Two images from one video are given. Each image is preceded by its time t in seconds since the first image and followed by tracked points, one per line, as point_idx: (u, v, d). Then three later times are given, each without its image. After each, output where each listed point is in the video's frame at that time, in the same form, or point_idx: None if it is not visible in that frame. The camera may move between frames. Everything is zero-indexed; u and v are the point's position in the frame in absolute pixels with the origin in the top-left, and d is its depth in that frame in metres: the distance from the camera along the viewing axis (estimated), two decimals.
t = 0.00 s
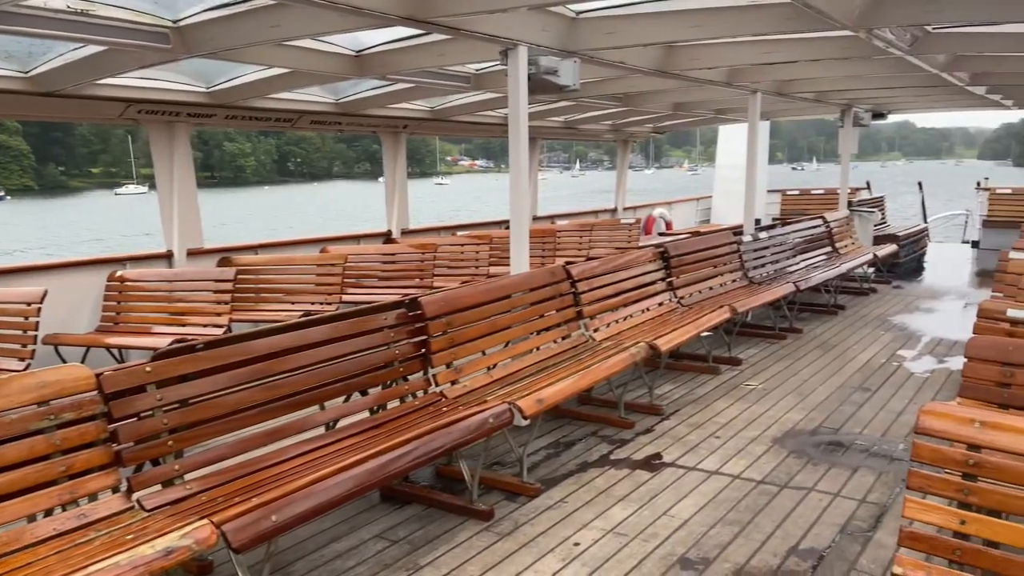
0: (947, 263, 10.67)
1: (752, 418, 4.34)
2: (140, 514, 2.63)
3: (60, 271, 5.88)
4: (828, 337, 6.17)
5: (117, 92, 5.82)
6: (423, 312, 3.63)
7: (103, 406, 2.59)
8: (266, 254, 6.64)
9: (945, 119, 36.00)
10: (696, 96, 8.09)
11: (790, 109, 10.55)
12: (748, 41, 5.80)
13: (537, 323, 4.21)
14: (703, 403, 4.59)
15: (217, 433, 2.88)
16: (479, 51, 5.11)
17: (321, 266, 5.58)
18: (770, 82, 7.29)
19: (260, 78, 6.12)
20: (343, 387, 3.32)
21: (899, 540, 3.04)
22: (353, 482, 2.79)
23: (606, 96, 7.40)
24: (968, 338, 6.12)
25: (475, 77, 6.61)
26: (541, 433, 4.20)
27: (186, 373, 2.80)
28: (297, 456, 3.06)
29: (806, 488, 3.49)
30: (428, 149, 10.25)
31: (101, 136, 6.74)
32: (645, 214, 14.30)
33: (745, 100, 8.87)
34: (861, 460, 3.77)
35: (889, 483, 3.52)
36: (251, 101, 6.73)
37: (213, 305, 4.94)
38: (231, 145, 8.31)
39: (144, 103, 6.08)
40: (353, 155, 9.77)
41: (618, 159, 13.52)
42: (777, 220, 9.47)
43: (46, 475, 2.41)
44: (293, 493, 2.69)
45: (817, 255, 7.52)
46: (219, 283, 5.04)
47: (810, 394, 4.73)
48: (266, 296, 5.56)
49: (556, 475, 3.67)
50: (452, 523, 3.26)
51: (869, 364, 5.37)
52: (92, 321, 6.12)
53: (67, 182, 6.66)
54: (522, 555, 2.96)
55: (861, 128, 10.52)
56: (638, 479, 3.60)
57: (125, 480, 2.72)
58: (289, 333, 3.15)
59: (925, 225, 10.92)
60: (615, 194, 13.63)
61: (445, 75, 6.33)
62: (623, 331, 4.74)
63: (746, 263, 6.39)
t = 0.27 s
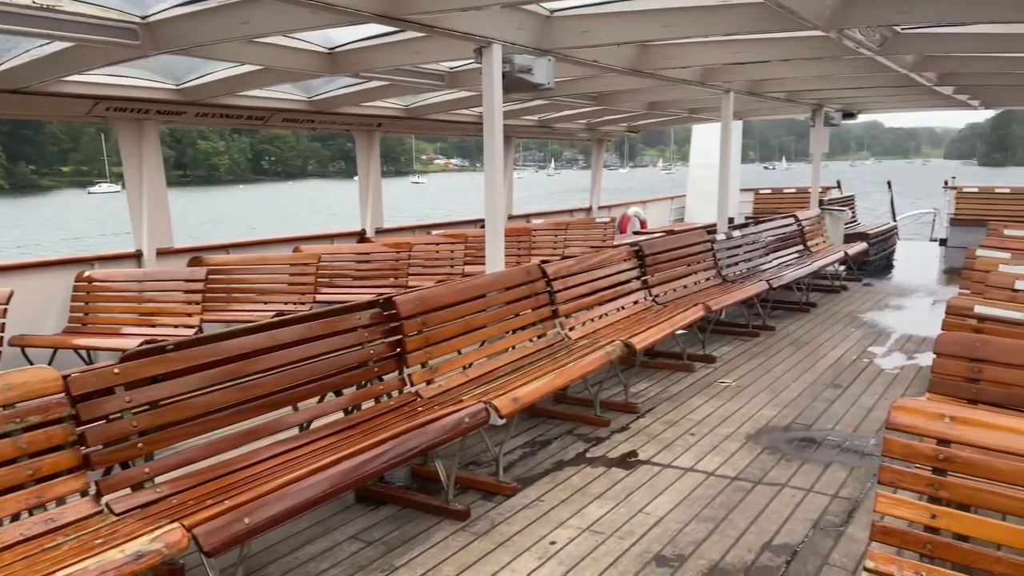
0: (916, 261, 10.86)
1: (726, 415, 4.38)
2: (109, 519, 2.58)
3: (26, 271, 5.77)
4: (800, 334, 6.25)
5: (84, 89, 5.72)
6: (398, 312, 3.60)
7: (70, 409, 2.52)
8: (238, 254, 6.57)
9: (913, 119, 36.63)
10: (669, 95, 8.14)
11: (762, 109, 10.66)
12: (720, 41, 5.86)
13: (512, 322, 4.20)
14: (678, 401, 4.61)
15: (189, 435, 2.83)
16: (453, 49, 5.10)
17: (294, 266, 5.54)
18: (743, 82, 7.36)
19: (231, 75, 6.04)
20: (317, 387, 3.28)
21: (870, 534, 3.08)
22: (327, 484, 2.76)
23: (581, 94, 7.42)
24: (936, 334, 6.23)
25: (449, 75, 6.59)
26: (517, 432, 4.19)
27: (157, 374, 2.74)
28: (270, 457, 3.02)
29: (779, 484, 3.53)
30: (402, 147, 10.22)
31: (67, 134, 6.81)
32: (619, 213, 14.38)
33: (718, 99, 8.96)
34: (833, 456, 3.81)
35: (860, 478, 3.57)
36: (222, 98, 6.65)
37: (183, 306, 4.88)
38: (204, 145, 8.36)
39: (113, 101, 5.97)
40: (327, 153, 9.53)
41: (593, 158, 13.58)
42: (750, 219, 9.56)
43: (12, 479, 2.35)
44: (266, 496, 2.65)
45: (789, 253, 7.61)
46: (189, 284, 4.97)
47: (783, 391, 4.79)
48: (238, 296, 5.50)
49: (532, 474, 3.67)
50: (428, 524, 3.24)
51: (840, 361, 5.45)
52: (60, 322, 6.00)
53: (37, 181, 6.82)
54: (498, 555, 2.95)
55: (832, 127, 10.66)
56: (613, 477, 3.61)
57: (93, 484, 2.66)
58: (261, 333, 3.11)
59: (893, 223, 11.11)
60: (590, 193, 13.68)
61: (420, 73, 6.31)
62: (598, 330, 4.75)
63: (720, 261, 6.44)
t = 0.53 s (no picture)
0: (886, 259, 11.03)
1: (701, 412, 4.41)
2: (81, 523, 2.53)
3: None
4: (774, 332, 6.32)
5: (53, 87, 5.62)
6: (374, 311, 3.58)
7: (39, 411, 2.47)
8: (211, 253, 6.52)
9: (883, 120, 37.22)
10: (644, 94, 8.19)
11: (735, 108, 10.76)
12: (694, 41, 5.91)
13: (489, 321, 4.20)
14: (655, 399, 4.64)
15: (162, 437, 2.78)
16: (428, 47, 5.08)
17: (268, 265, 5.51)
18: (716, 82, 7.43)
19: (203, 73, 5.97)
20: (292, 388, 3.25)
21: (844, 529, 3.12)
22: (302, 485, 2.73)
23: (557, 93, 7.43)
24: (906, 331, 6.33)
25: (425, 74, 6.57)
26: (494, 431, 4.19)
27: (128, 375, 2.70)
28: (244, 459, 2.99)
29: (754, 480, 3.56)
30: (380, 147, 10.49)
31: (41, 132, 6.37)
32: (596, 212, 14.43)
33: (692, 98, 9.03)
34: (807, 452, 3.86)
35: (834, 473, 3.61)
36: (194, 96, 6.57)
37: (154, 306, 4.83)
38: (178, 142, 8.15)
39: (82, 98, 5.88)
40: (303, 152, 9.67)
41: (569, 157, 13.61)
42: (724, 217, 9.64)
43: None
44: (241, 498, 2.61)
45: (763, 252, 7.69)
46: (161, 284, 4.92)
47: (758, 388, 4.84)
48: (211, 296, 5.44)
49: (510, 473, 3.67)
50: (405, 524, 3.23)
51: (814, 358, 5.51)
52: (29, 323, 5.91)
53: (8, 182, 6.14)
54: (476, 555, 2.95)
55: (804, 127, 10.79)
56: (591, 475, 3.62)
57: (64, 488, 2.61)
58: (235, 334, 3.08)
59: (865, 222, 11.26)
60: (566, 192, 13.71)
61: (395, 72, 6.28)
62: (575, 328, 4.77)
63: (695, 259, 6.49)
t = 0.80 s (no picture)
0: (859, 257, 11.19)
1: (678, 410, 4.44)
2: (52, 527, 2.49)
3: None
4: (749, 329, 6.37)
5: (22, 84, 5.53)
6: (350, 311, 3.56)
7: (9, 415, 2.43)
8: (185, 253, 6.46)
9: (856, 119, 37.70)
10: (620, 93, 8.22)
11: (711, 108, 10.84)
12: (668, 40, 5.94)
13: (467, 320, 4.19)
14: (632, 397, 4.67)
15: (135, 439, 2.74)
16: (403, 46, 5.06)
17: (242, 265, 5.47)
18: (691, 81, 7.48)
19: (176, 70, 5.90)
20: (268, 388, 3.22)
21: (818, 524, 3.15)
22: (278, 487, 2.70)
23: (533, 92, 7.44)
24: (878, 327, 6.42)
25: (401, 72, 6.54)
26: (472, 430, 4.19)
27: (100, 376, 2.66)
28: (219, 461, 2.96)
29: (730, 477, 3.59)
30: (357, 146, 10.44)
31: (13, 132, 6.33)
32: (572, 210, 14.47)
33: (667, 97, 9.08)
34: (782, 448, 3.90)
35: (808, 469, 3.65)
36: (167, 94, 6.49)
37: (127, 308, 4.78)
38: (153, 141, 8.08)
39: (52, 96, 5.80)
40: (279, 150, 9.57)
41: (546, 155, 13.64)
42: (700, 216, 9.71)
43: None
44: (215, 500, 2.58)
45: (738, 250, 7.76)
46: (134, 284, 4.87)
47: (734, 385, 4.88)
48: (186, 296, 5.39)
49: (488, 472, 3.67)
50: (383, 525, 3.21)
51: (788, 355, 5.57)
52: None
53: None
54: (454, 555, 2.94)
55: (778, 126, 10.90)
56: (569, 473, 3.63)
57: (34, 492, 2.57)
58: (210, 334, 3.05)
59: (838, 220, 11.41)
60: (543, 190, 13.72)
61: (371, 70, 6.25)
62: (552, 327, 4.78)
63: (672, 258, 6.53)
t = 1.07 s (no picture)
0: (833, 255, 11.32)
1: (656, 407, 4.47)
2: (23, 531, 2.45)
3: None
4: (726, 327, 6.43)
5: None
6: (327, 311, 3.54)
7: None
8: (159, 253, 6.38)
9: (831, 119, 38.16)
10: (597, 93, 8.25)
11: (688, 108, 10.92)
12: (645, 40, 5.98)
13: (445, 319, 4.19)
14: (610, 395, 4.69)
15: (108, 442, 2.70)
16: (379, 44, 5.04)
17: (217, 265, 5.42)
18: (668, 81, 7.53)
19: (149, 68, 5.83)
20: (244, 389, 3.19)
21: (793, 519, 3.19)
22: (254, 489, 2.68)
23: (511, 91, 7.45)
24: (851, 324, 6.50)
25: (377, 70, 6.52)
26: (451, 430, 4.18)
27: (73, 378, 2.62)
28: (194, 463, 2.93)
29: (707, 473, 3.62)
30: (335, 145, 10.51)
31: None
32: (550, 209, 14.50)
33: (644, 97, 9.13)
34: (758, 445, 3.94)
35: (784, 465, 3.69)
36: (139, 92, 6.41)
37: (99, 309, 4.71)
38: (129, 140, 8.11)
39: (21, 94, 5.72)
40: (257, 149, 9.42)
41: (524, 154, 13.65)
42: (677, 215, 9.77)
43: None
44: (190, 503, 2.55)
45: (715, 249, 7.82)
46: (106, 285, 4.81)
47: (711, 382, 4.92)
48: (160, 297, 5.32)
49: (466, 471, 3.66)
50: (361, 525, 3.20)
51: (764, 352, 5.63)
52: None
53: None
54: (432, 555, 2.94)
55: (754, 125, 11.00)
56: (547, 472, 3.64)
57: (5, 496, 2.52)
58: (184, 335, 3.01)
59: (813, 218, 11.54)
60: (521, 190, 13.72)
61: (347, 68, 6.22)
62: (531, 326, 4.79)
63: (649, 256, 6.57)
